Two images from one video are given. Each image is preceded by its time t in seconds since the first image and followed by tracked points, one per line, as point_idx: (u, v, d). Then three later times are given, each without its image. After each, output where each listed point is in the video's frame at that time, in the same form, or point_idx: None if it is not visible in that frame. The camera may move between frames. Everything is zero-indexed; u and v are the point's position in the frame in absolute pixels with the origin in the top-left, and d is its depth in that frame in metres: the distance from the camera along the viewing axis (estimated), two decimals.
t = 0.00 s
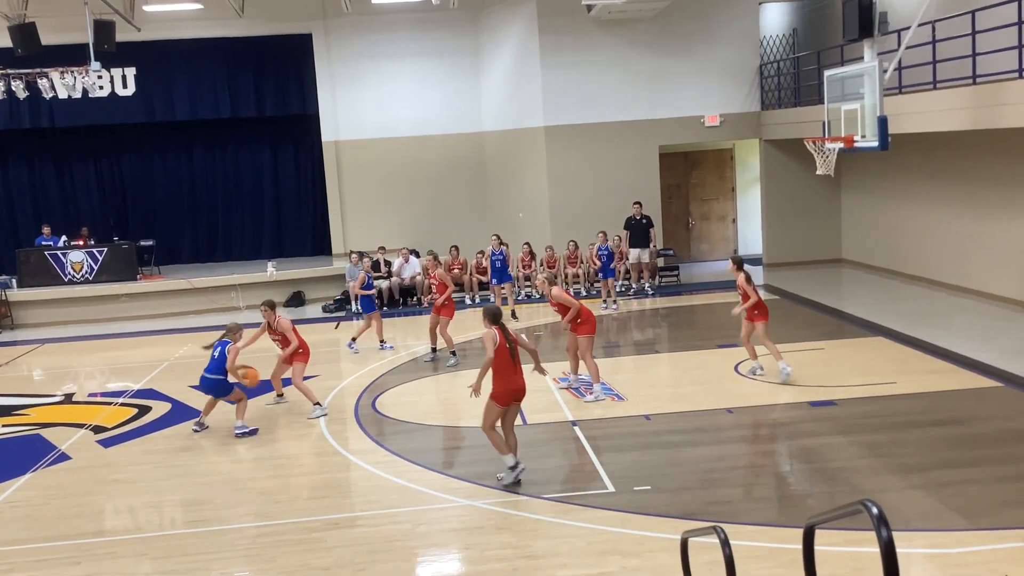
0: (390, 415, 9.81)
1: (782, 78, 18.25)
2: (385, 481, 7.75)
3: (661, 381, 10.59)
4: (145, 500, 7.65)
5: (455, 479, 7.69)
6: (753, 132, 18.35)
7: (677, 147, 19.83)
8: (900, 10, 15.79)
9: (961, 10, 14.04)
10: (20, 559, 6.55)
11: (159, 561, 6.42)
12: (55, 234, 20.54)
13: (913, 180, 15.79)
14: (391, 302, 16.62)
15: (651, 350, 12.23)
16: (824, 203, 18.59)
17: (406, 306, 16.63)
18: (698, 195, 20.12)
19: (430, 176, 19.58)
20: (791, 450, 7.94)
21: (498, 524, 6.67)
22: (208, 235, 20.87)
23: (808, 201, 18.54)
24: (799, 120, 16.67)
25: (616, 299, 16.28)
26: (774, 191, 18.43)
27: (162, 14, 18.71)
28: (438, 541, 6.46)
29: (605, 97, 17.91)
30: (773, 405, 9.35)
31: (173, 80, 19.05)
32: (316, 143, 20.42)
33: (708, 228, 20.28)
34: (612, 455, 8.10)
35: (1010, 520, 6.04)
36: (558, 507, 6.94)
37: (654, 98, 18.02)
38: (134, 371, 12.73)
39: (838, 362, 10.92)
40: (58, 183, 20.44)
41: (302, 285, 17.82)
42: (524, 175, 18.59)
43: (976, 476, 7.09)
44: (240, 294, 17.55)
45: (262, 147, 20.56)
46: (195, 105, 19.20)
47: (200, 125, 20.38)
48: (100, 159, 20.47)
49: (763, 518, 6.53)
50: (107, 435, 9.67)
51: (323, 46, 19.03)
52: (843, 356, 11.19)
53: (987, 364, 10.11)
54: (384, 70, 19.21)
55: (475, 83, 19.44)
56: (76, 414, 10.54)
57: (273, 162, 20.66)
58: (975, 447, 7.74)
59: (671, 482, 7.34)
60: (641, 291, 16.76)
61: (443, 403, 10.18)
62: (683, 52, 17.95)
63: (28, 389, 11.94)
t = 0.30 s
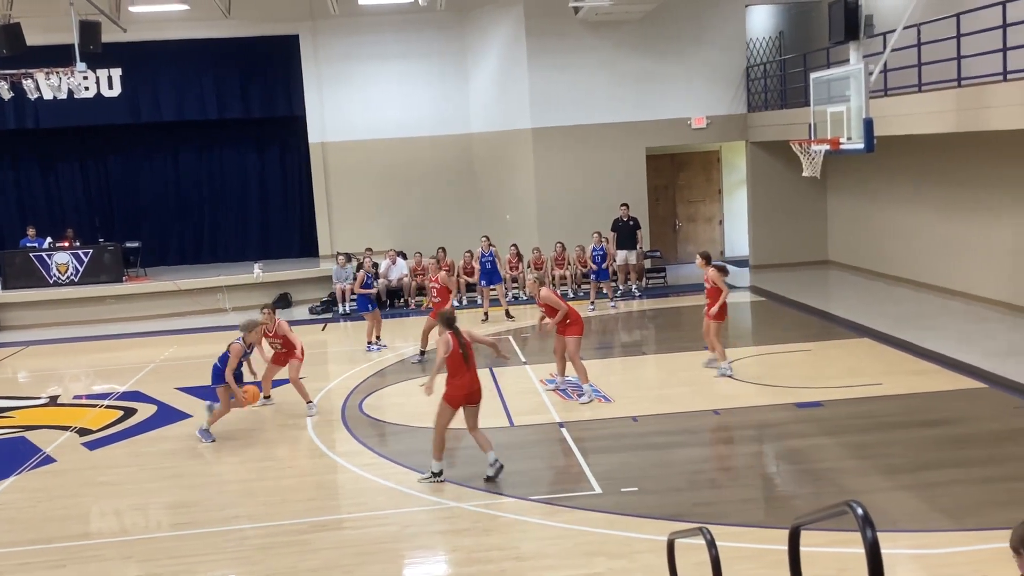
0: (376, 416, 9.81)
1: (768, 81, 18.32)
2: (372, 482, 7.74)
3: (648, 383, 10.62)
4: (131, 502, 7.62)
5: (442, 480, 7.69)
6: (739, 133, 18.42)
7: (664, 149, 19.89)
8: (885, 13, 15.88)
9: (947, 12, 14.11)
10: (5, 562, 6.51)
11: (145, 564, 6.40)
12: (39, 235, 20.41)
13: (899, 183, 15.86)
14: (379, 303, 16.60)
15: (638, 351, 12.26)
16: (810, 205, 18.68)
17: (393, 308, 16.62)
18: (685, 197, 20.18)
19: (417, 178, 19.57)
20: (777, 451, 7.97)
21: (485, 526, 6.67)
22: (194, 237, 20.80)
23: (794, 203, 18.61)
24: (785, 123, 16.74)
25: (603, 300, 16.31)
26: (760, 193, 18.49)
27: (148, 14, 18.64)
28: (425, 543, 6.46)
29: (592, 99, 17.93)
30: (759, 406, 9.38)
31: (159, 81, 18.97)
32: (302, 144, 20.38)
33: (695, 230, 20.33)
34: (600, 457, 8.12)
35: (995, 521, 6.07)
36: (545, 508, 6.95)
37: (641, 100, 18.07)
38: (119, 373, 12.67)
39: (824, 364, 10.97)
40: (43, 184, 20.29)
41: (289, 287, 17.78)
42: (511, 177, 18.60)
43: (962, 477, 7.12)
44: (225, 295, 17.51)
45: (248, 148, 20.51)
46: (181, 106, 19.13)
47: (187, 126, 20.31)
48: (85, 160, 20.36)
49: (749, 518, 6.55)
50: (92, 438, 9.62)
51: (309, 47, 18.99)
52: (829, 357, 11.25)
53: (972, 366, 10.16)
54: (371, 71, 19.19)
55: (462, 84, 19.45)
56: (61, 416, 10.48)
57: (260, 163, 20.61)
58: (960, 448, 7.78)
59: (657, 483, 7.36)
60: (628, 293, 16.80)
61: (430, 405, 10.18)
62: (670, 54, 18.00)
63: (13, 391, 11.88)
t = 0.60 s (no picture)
0: (356, 419, 9.79)
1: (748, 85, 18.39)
2: (351, 486, 7.72)
3: (628, 386, 10.64)
4: (107, 507, 7.56)
5: (422, 483, 7.68)
6: (720, 137, 18.51)
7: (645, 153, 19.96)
8: (864, 19, 16.00)
9: (925, 18, 14.22)
10: None
11: (122, 568, 6.35)
12: (16, 237, 20.22)
13: (878, 187, 15.97)
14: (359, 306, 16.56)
15: (619, 355, 12.28)
16: (790, 210, 18.79)
17: (375, 311, 16.58)
18: (666, 201, 20.25)
19: (397, 181, 19.54)
20: (757, 454, 8.01)
21: (465, 529, 6.67)
22: (173, 240, 20.68)
23: (774, 208, 18.71)
24: (765, 127, 16.83)
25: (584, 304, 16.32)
26: (741, 197, 18.56)
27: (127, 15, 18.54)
28: (405, 547, 6.44)
29: (572, 103, 17.97)
30: (739, 409, 9.43)
31: (137, 82, 18.84)
32: (283, 146, 20.33)
33: (676, 234, 20.39)
34: (580, 459, 8.13)
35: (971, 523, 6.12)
36: (525, 512, 6.95)
37: (622, 104, 18.12)
38: (97, 377, 12.56)
39: (803, 366, 11.03)
40: (19, 186, 20.09)
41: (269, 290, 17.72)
42: (493, 180, 18.60)
43: (938, 479, 7.17)
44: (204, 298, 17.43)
45: (228, 150, 20.42)
46: (160, 107, 19.01)
47: (167, 128, 20.20)
48: (63, 162, 20.19)
49: (728, 521, 6.57)
50: (69, 441, 9.54)
51: (290, 49, 18.94)
52: (807, 360, 11.31)
53: (949, 369, 10.23)
54: (353, 74, 19.14)
55: (444, 87, 19.46)
56: (37, 420, 10.38)
57: (240, 165, 20.53)
58: (937, 450, 7.84)
59: (637, 486, 7.37)
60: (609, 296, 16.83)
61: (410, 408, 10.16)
62: (651, 58, 18.07)
63: None
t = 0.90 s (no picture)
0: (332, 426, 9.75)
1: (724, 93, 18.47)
2: (326, 493, 7.68)
3: (604, 392, 10.66)
4: (79, 514, 7.49)
5: (397, 490, 7.65)
6: (695, 145, 18.60)
7: (623, 159, 20.03)
8: (837, 28, 16.15)
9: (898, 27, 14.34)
10: None
11: None
12: None
13: (851, 194, 16.09)
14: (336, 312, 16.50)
15: (595, 361, 12.30)
16: (765, 217, 18.89)
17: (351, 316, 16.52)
18: (643, 207, 20.31)
19: (373, 187, 19.49)
20: (732, 460, 8.04)
21: (440, 536, 6.65)
22: (147, 244, 20.52)
23: (749, 214, 18.81)
24: (740, 135, 16.94)
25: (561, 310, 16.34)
26: (717, 203, 18.65)
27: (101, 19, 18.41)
28: (379, 554, 6.41)
29: (548, 109, 18.01)
30: (714, 415, 9.47)
31: (111, 85, 18.69)
32: (258, 150, 20.24)
33: (652, 240, 20.44)
34: (555, 466, 8.13)
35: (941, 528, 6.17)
36: (500, 519, 6.94)
37: (599, 110, 18.18)
38: (69, 383, 12.44)
39: (777, 373, 11.09)
40: None
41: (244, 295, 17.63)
42: (469, 185, 18.60)
43: (910, 485, 7.23)
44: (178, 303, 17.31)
45: (203, 154, 20.30)
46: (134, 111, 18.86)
47: (141, 132, 20.07)
48: (35, 166, 19.99)
49: (703, 527, 6.59)
50: (39, 448, 9.44)
51: (266, 53, 18.87)
52: (782, 367, 11.37)
53: (921, 376, 10.31)
54: (330, 79, 19.10)
55: (421, 92, 19.45)
56: (8, 427, 10.27)
57: (215, 169, 20.42)
58: (909, 456, 7.90)
59: (611, 492, 7.38)
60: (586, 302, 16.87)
61: (386, 414, 10.14)
62: (628, 66, 18.15)
63: None
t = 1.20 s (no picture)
0: (310, 431, 9.71)
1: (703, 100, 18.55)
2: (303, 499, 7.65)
3: (584, 397, 10.67)
4: (52, 521, 7.42)
5: (376, 497, 7.62)
6: (675, 151, 18.67)
7: (603, 165, 20.07)
8: (815, 36, 16.27)
9: (875, 35, 14.46)
10: None
11: None
12: None
13: (830, 200, 16.18)
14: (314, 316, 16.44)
15: (575, 366, 12.31)
16: (745, 222, 18.98)
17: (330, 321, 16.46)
18: (623, 213, 20.35)
19: (353, 191, 19.45)
20: (710, 465, 8.06)
21: (418, 543, 6.63)
22: (124, 248, 20.39)
23: (729, 220, 18.89)
24: (720, 141, 17.02)
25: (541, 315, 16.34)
26: (696, 209, 18.72)
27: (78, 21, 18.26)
28: (357, 561, 6.39)
29: (529, 114, 18.02)
30: (693, 420, 9.49)
31: (88, 88, 18.56)
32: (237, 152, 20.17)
33: (632, 245, 20.49)
34: (534, 471, 8.13)
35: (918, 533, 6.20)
36: (479, 525, 6.92)
37: (580, 116, 18.22)
38: (43, 388, 12.32)
39: (756, 378, 11.14)
40: None
41: (222, 299, 17.54)
42: (450, 190, 18.59)
43: (887, 490, 7.26)
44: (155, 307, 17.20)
45: (181, 158, 20.20)
46: (111, 114, 18.72)
47: (118, 134, 19.94)
48: (9, 169, 19.79)
49: (681, 532, 6.60)
50: (12, 454, 9.35)
51: (245, 57, 18.78)
52: (760, 372, 11.42)
53: (899, 382, 10.37)
54: (310, 83, 19.05)
55: (402, 96, 19.43)
56: None
57: (194, 173, 20.32)
58: (886, 461, 7.94)
59: (590, 498, 7.38)
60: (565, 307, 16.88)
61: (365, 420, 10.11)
62: (609, 72, 18.20)
63: None
